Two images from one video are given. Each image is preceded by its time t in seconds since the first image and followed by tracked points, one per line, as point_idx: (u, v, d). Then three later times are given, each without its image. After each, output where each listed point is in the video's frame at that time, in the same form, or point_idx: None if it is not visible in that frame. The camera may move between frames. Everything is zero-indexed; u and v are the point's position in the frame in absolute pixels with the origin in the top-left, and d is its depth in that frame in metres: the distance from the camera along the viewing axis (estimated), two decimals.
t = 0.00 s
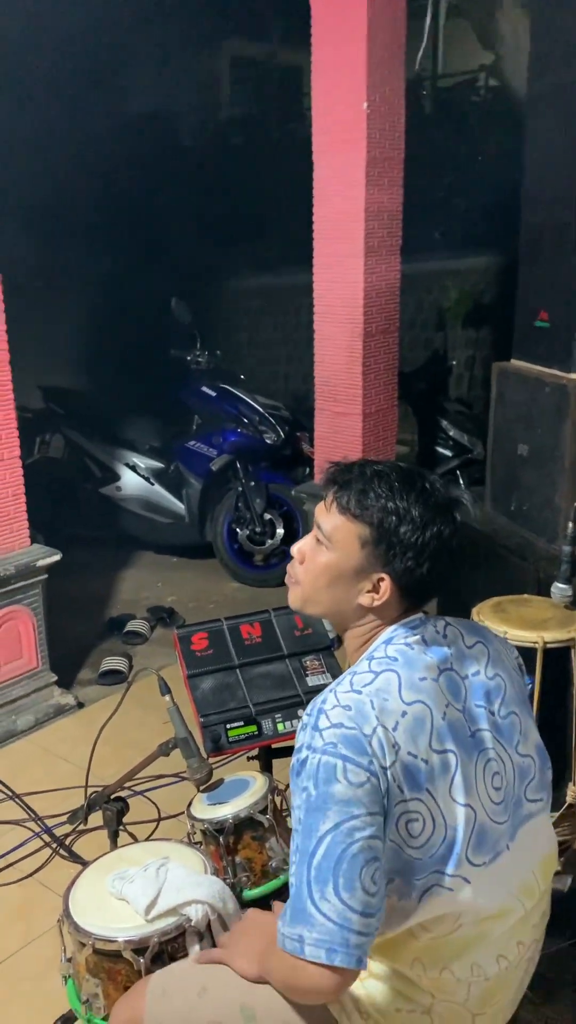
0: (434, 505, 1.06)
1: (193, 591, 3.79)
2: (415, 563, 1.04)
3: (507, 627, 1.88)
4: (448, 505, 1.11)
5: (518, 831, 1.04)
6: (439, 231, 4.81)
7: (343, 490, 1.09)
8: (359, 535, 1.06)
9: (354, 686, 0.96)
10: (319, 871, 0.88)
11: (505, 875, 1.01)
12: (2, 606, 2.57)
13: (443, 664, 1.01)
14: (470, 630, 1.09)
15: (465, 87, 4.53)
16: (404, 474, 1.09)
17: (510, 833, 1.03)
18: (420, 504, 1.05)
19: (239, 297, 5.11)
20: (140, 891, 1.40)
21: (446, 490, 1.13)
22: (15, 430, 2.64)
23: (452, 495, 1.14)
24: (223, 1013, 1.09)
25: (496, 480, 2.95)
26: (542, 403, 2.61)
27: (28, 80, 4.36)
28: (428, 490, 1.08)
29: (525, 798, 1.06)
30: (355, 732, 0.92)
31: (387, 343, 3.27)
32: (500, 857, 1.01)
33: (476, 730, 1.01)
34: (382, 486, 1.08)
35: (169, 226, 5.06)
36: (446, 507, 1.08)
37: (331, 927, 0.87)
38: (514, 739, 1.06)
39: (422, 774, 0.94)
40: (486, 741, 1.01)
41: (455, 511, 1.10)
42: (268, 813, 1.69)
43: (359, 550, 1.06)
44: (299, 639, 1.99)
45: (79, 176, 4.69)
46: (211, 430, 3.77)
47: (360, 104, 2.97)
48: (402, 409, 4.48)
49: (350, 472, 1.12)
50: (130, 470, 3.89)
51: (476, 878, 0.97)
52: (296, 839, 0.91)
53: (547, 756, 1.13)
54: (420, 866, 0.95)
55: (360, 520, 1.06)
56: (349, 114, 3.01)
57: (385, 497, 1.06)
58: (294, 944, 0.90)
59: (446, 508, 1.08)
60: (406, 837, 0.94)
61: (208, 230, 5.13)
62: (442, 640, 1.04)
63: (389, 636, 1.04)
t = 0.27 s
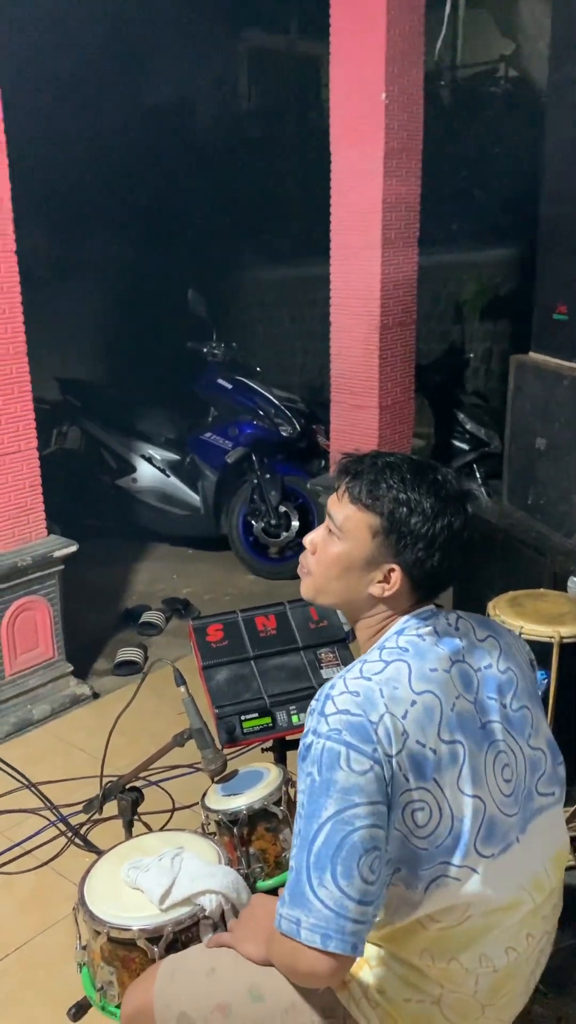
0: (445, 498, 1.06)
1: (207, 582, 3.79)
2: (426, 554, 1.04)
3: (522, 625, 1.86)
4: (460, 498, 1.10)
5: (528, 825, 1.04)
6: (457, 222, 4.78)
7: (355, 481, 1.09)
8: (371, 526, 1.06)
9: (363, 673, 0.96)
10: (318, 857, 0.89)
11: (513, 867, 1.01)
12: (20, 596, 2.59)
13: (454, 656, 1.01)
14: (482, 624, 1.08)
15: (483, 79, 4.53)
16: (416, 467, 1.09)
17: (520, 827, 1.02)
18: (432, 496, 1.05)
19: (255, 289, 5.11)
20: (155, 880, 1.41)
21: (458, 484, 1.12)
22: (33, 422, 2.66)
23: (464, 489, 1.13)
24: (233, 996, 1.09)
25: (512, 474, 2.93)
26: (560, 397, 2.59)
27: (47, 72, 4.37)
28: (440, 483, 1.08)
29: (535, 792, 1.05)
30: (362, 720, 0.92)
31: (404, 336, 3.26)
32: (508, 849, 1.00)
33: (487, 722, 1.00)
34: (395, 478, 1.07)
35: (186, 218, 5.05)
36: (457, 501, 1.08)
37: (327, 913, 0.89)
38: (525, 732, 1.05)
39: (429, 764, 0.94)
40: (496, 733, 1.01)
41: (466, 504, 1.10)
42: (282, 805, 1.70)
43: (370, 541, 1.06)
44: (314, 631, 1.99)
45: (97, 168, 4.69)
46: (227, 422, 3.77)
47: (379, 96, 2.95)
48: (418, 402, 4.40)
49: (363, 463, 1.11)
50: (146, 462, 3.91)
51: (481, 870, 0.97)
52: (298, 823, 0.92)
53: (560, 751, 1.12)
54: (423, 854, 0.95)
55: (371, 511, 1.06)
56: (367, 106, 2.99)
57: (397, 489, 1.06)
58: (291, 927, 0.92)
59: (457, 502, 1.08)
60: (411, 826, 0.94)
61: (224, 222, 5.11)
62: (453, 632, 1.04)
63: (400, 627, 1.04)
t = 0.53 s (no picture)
0: (463, 488, 1.06)
1: (223, 572, 3.81)
2: (442, 544, 1.03)
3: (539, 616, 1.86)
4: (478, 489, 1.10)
5: (546, 816, 1.03)
6: (476, 213, 4.76)
7: (373, 469, 1.09)
8: (387, 515, 1.06)
9: (379, 662, 0.96)
10: (358, 848, 0.89)
11: (530, 858, 1.01)
12: (38, 585, 2.61)
13: (471, 646, 1.01)
14: (498, 616, 1.08)
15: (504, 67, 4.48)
16: (435, 457, 1.09)
17: (537, 817, 1.02)
18: (449, 486, 1.05)
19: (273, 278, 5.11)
20: (171, 867, 1.43)
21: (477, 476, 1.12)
22: (52, 411, 2.67)
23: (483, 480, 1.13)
24: (248, 983, 1.09)
25: (531, 466, 2.91)
26: None
27: (64, 61, 4.38)
28: (458, 473, 1.08)
29: (554, 784, 1.05)
30: (379, 708, 0.92)
31: (422, 325, 3.24)
32: (526, 839, 1.00)
33: (504, 712, 1.00)
34: (413, 467, 1.07)
35: (204, 207, 5.04)
36: (475, 492, 1.08)
37: (377, 902, 0.89)
38: (543, 723, 1.05)
39: (448, 753, 0.94)
40: (513, 723, 1.01)
41: (484, 496, 1.09)
42: (297, 794, 1.71)
43: (386, 530, 1.06)
44: (330, 622, 1.99)
45: (115, 157, 4.69)
46: (244, 413, 3.77)
47: (399, 85, 2.93)
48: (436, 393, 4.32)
49: (381, 452, 1.11)
50: (164, 452, 3.92)
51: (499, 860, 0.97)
52: (331, 818, 0.92)
53: None
54: (444, 844, 0.95)
55: (389, 500, 1.06)
56: (387, 94, 2.96)
57: (415, 477, 1.06)
58: (337, 918, 0.91)
59: (475, 493, 1.07)
60: (433, 816, 0.94)
61: (242, 212, 5.10)
62: (469, 623, 1.03)
63: (416, 617, 1.04)
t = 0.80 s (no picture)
0: (476, 476, 1.05)
1: (237, 561, 3.81)
2: (455, 532, 1.03)
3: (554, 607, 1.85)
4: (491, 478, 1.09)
5: (561, 805, 1.03)
6: (494, 201, 4.72)
7: (386, 459, 1.08)
8: (400, 504, 1.05)
9: (396, 653, 0.96)
10: (381, 839, 0.89)
11: (546, 847, 1.00)
12: (54, 572, 2.62)
13: (488, 636, 1.00)
14: (514, 605, 1.07)
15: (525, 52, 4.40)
16: (447, 446, 1.08)
17: (554, 806, 1.02)
18: (462, 474, 1.04)
19: (289, 266, 5.10)
20: (184, 854, 1.43)
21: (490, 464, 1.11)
22: (68, 399, 2.67)
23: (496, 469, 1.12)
24: (260, 972, 1.10)
25: (547, 456, 2.88)
26: None
27: (80, 48, 4.36)
28: (471, 461, 1.07)
29: (569, 773, 1.05)
30: (399, 699, 0.91)
31: (438, 314, 3.22)
32: (542, 829, 1.00)
33: (521, 702, 0.99)
34: (425, 455, 1.06)
35: (219, 195, 5.02)
36: (488, 480, 1.07)
37: (400, 893, 0.89)
38: (559, 712, 1.04)
39: (468, 742, 0.93)
40: (530, 713, 1.00)
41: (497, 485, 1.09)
42: (310, 783, 1.71)
43: (399, 519, 1.05)
44: (345, 611, 1.99)
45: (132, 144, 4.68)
46: (259, 402, 3.77)
47: (417, 71, 2.90)
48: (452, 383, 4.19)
49: (394, 441, 1.11)
50: (178, 441, 3.92)
51: (517, 850, 0.97)
52: (351, 810, 0.92)
53: None
54: (465, 834, 0.95)
55: (402, 490, 1.05)
56: (406, 80, 2.93)
57: (427, 466, 1.05)
58: (362, 909, 0.91)
59: (488, 481, 1.07)
60: (453, 806, 0.93)
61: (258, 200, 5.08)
62: (485, 613, 1.03)
63: (432, 606, 1.03)
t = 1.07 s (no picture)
0: (492, 471, 1.04)
1: (248, 553, 3.82)
2: (470, 527, 1.02)
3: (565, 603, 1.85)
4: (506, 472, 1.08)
5: (567, 801, 1.03)
6: (511, 195, 4.69)
7: (400, 452, 1.08)
8: (414, 498, 1.05)
9: (405, 645, 0.95)
10: (381, 829, 0.89)
11: (551, 843, 1.00)
12: (65, 560, 2.63)
13: (498, 630, 1.00)
14: (526, 601, 1.06)
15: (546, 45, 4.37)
16: (463, 440, 1.07)
17: (559, 803, 1.01)
18: (477, 468, 1.03)
19: (305, 258, 5.08)
20: (192, 842, 1.44)
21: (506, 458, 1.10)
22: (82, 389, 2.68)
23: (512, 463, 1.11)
24: (264, 960, 1.10)
25: (561, 451, 2.86)
26: None
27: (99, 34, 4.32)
28: (487, 456, 1.06)
29: None
30: (405, 691, 0.91)
31: (454, 308, 3.20)
32: (547, 825, 0.99)
33: (529, 698, 0.99)
34: (440, 450, 1.06)
35: (235, 185, 5.00)
36: (504, 474, 1.06)
37: (397, 884, 0.89)
38: (567, 709, 1.04)
39: (474, 736, 0.93)
40: (538, 708, 1.00)
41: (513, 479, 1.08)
42: (318, 774, 1.71)
43: (413, 513, 1.05)
44: (355, 604, 1.99)
45: (149, 133, 4.66)
46: (272, 392, 3.75)
47: (437, 61, 2.87)
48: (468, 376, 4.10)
49: (409, 435, 1.10)
50: (191, 432, 3.91)
51: (521, 845, 0.97)
52: (353, 799, 0.92)
53: None
54: (469, 828, 0.95)
55: (416, 483, 1.05)
56: (425, 71, 2.91)
57: (442, 460, 1.05)
58: (360, 897, 0.92)
59: (503, 475, 1.06)
60: (457, 800, 0.93)
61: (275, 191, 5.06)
62: (496, 608, 1.02)
63: (443, 600, 1.03)
